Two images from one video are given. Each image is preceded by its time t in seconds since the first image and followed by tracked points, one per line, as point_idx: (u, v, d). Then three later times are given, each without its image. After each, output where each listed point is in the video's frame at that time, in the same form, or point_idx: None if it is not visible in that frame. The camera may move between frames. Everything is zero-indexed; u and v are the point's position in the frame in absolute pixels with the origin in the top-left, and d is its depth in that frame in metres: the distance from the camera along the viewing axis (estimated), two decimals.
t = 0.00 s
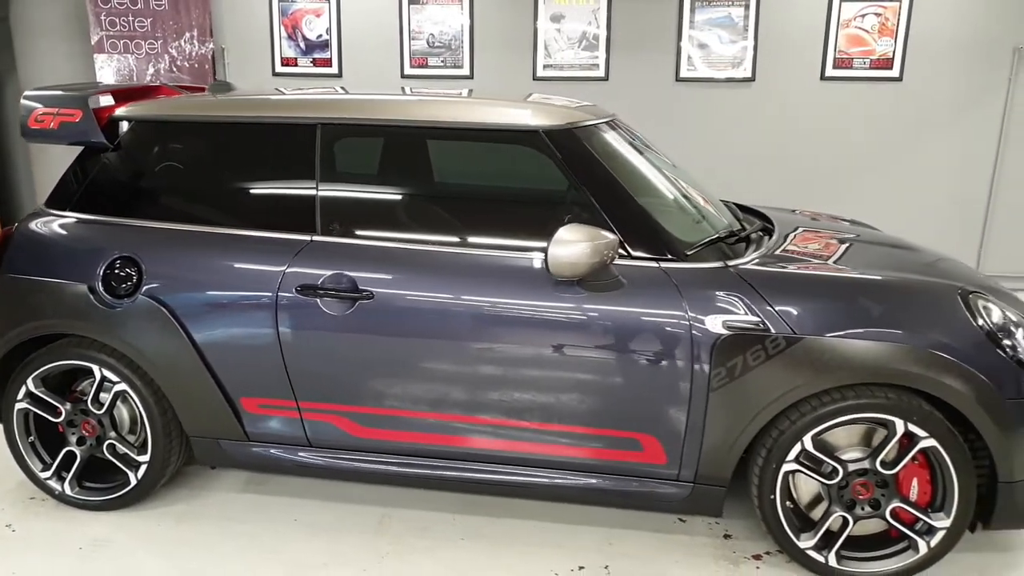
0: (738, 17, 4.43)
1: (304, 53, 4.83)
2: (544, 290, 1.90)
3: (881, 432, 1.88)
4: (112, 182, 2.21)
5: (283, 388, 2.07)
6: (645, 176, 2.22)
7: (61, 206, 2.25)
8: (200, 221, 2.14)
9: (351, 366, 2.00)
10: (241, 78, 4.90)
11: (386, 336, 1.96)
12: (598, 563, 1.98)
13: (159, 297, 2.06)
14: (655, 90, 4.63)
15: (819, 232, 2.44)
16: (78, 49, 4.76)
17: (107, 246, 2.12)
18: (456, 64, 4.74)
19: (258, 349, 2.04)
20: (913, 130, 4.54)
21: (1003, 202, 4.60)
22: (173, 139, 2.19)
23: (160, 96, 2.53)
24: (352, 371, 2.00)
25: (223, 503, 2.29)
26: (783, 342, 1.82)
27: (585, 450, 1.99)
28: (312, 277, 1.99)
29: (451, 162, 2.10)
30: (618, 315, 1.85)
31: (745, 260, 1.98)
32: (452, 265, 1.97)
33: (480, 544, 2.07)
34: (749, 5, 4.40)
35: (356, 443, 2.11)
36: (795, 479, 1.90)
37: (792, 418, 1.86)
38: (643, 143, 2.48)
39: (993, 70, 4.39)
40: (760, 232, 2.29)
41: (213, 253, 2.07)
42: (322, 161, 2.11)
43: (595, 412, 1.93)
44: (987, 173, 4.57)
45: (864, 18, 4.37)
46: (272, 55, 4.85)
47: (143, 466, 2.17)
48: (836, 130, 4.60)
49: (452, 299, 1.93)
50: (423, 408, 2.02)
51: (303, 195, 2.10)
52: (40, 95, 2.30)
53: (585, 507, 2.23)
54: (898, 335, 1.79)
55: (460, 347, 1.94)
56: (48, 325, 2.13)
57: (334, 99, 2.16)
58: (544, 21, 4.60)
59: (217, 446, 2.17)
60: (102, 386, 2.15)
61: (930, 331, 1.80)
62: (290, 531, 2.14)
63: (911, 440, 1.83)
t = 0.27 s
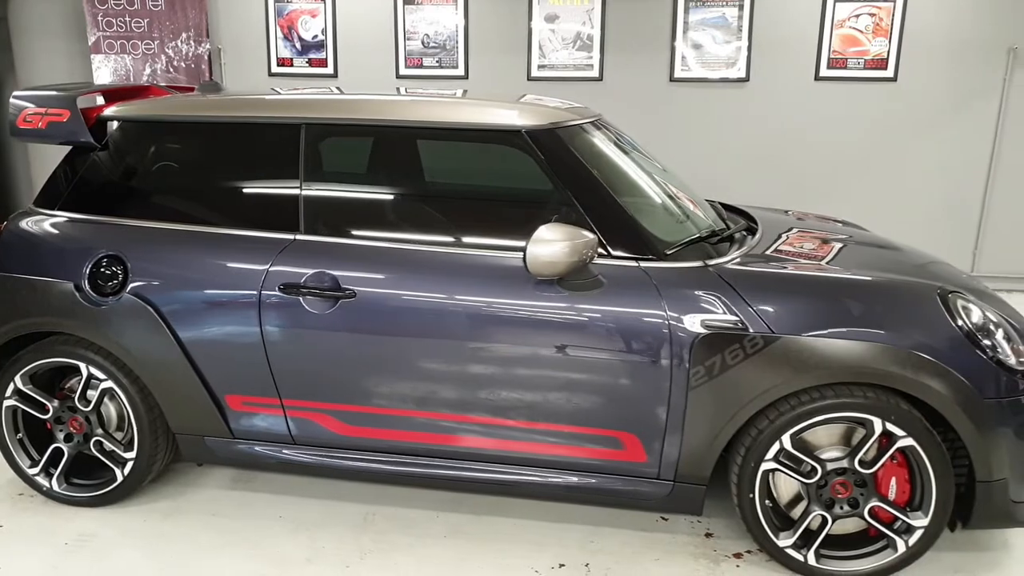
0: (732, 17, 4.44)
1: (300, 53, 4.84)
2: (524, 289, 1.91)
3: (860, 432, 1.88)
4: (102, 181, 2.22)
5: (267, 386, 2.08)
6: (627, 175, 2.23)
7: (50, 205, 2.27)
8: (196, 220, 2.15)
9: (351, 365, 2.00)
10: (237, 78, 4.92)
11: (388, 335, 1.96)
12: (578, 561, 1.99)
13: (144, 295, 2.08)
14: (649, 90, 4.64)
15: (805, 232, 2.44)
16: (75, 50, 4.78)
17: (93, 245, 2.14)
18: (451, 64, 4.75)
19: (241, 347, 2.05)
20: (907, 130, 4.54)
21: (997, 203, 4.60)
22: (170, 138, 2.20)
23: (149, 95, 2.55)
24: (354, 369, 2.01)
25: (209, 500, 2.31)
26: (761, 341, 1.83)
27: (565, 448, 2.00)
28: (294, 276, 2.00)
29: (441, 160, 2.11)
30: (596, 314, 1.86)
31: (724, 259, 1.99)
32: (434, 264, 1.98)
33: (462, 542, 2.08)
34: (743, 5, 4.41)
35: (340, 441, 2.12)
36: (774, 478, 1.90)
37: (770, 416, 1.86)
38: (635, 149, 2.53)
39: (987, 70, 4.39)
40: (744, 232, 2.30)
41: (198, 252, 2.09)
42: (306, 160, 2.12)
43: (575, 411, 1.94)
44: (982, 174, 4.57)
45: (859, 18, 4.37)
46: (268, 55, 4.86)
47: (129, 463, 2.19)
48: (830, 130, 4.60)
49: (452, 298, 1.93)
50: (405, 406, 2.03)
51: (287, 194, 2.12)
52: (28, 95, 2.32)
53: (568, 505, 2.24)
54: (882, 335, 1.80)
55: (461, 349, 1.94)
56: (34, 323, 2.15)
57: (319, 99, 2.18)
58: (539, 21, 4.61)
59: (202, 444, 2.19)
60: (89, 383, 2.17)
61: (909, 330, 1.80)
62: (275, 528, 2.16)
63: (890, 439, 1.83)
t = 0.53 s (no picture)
0: (730, 17, 4.44)
1: (299, 54, 4.86)
2: (510, 288, 1.92)
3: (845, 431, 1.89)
4: (98, 180, 2.25)
5: (256, 383, 2.10)
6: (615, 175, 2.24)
7: (44, 203, 2.29)
8: (195, 219, 2.17)
9: (349, 365, 2.02)
10: (237, 78, 4.94)
11: (388, 334, 1.97)
12: (564, 559, 2.01)
13: (135, 293, 2.10)
14: (647, 90, 4.64)
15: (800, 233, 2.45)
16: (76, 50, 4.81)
17: (84, 243, 2.16)
18: (449, 64, 4.76)
19: (231, 345, 2.07)
20: (905, 130, 4.53)
21: (996, 203, 4.59)
22: (170, 138, 2.22)
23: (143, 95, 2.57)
24: (353, 369, 2.02)
25: (201, 496, 2.33)
26: (744, 340, 1.84)
27: (551, 446, 2.01)
28: (283, 274, 2.02)
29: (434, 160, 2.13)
30: (580, 313, 1.87)
31: (709, 258, 2.00)
32: (421, 262, 1.99)
33: (450, 539, 2.10)
34: (741, 5, 4.41)
35: (329, 439, 2.14)
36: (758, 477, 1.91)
37: (755, 415, 1.87)
38: (629, 153, 2.56)
39: (986, 70, 4.38)
40: (733, 232, 2.31)
41: (188, 250, 2.11)
42: (295, 160, 2.14)
43: (561, 410, 1.95)
44: (980, 175, 4.56)
45: (857, 18, 4.36)
46: (267, 56, 4.89)
47: (121, 459, 2.21)
48: (828, 130, 4.59)
49: (451, 298, 1.94)
50: (393, 404, 2.05)
51: (277, 193, 2.14)
52: (22, 95, 2.35)
53: (557, 503, 2.25)
54: (869, 335, 1.80)
55: (464, 350, 1.95)
56: (26, 321, 2.17)
57: (309, 99, 2.19)
58: (537, 21, 4.62)
59: (193, 441, 2.21)
60: (81, 380, 2.19)
61: (893, 330, 1.81)
62: (264, 525, 2.18)
63: (874, 439, 1.84)
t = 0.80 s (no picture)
0: (729, 17, 4.43)
1: (301, 54, 4.89)
2: (498, 287, 1.93)
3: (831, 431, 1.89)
4: (97, 178, 2.27)
5: (247, 380, 2.12)
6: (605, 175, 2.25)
7: (41, 201, 2.32)
8: (194, 220, 2.19)
9: (340, 363, 2.04)
10: (240, 77, 4.97)
11: (392, 334, 1.99)
12: (550, 556, 2.02)
13: (128, 290, 2.12)
14: (647, 90, 4.65)
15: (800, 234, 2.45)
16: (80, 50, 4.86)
17: (79, 241, 2.19)
18: (450, 64, 4.78)
19: (222, 342, 2.09)
20: (907, 130, 4.52)
21: (998, 204, 4.57)
22: (173, 138, 2.24)
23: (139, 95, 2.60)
24: (355, 368, 2.03)
25: (194, 492, 2.35)
26: (728, 339, 1.84)
27: (539, 444, 2.02)
28: (273, 272, 2.04)
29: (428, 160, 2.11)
30: (566, 311, 1.88)
31: (696, 258, 2.00)
32: (409, 260, 2.01)
33: (438, 536, 2.11)
34: (741, 5, 4.40)
35: (319, 435, 2.16)
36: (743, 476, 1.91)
37: (740, 415, 1.88)
38: (624, 155, 2.58)
39: (987, 70, 4.36)
40: (723, 232, 2.31)
41: (180, 248, 2.13)
42: (287, 159, 2.16)
43: (547, 408, 1.96)
44: (982, 175, 4.53)
45: (857, 18, 4.35)
46: (270, 56, 4.91)
47: (114, 454, 2.23)
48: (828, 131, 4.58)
49: (455, 298, 1.94)
50: (383, 402, 2.06)
51: (268, 192, 2.16)
52: (20, 94, 2.38)
53: (546, 502, 2.27)
54: (858, 336, 1.80)
55: (471, 349, 1.95)
56: (20, 318, 2.20)
57: (301, 99, 2.22)
58: (537, 21, 4.63)
59: (186, 437, 2.23)
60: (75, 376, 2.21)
61: (878, 330, 1.81)
62: (255, 521, 2.20)
63: (859, 439, 1.84)
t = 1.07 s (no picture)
0: (731, 17, 4.43)
1: (304, 54, 4.92)
2: (485, 285, 1.95)
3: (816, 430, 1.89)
4: (97, 177, 2.30)
5: (239, 377, 2.15)
6: (597, 175, 2.26)
7: (39, 198, 2.36)
8: (198, 219, 2.21)
9: (331, 360, 2.06)
10: (244, 77, 5.01)
11: (397, 332, 1.99)
12: (537, 553, 2.03)
13: (122, 287, 2.15)
14: (648, 90, 4.65)
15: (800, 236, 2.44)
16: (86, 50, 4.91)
17: (75, 239, 2.22)
18: (452, 64, 4.79)
19: (213, 339, 2.12)
20: (909, 130, 4.50)
21: (1001, 204, 4.54)
22: (172, 137, 2.26)
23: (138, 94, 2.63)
24: (345, 365, 2.05)
25: (188, 487, 2.38)
26: (713, 338, 1.85)
27: (526, 442, 2.03)
28: (263, 270, 2.06)
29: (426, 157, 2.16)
30: (552, 310, 1.89)
31: (682, 257, 2.00)
32: (398, 258, 2.03)
33: (426, 532, 2.13)
34: (743, 5, 4.39)
35: (309, 431, 2.18)
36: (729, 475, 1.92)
37: (725, 414, 1.88)
38: (620, 159, 2.58)
39: (991, 70, 4.33)
40: (714, 231, 2.31)
41: (173, 246, 2.16)
42: (279, 158, 2.19)
43: (534, 406, 1.97)
44: (985, 176, 4.51)
45: (859, 18, 4.34)
46: (273, 56, 4.95)
47: (109, 449, 2.26)
48: (830, 131, 4.57)
49: (461, 298, 1.95)
50: (372, 399, 2.08)
51: (260, 191, 2.18)
52: (20, 94, 2.42)
53: (535, 499, 2.28)
54: (849, 337, 1.80)
55: (478, 348, 1.95)
56: (18, 314, 2.24)
57: (295, 98, 2.24)
58: (538, 21, 4.63)
59: (179, 433, 2.26)
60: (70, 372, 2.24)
61: (864, 330, 1.81)
62: (247, 516, 2.22)
63: (844, 438, 1.84)
